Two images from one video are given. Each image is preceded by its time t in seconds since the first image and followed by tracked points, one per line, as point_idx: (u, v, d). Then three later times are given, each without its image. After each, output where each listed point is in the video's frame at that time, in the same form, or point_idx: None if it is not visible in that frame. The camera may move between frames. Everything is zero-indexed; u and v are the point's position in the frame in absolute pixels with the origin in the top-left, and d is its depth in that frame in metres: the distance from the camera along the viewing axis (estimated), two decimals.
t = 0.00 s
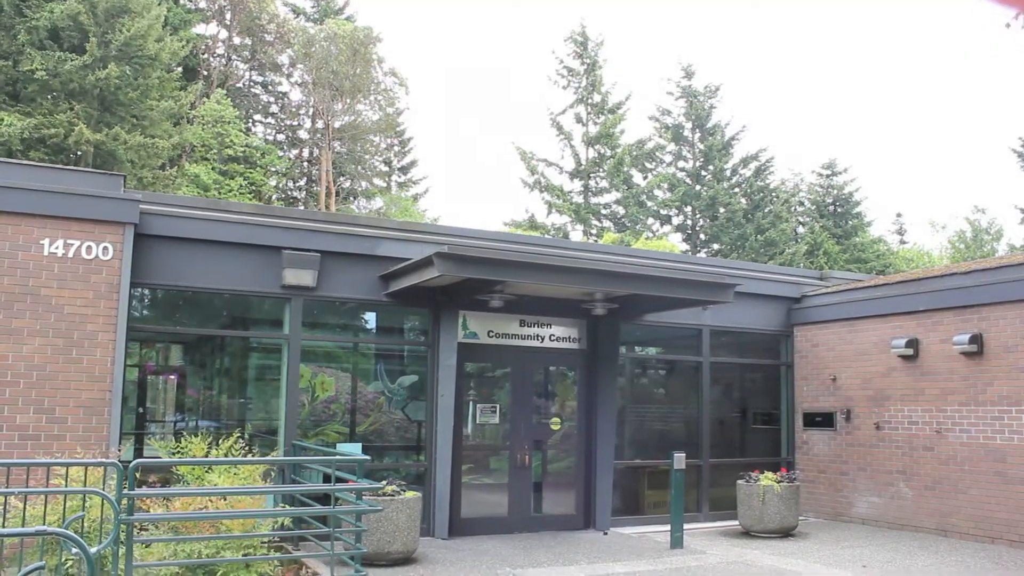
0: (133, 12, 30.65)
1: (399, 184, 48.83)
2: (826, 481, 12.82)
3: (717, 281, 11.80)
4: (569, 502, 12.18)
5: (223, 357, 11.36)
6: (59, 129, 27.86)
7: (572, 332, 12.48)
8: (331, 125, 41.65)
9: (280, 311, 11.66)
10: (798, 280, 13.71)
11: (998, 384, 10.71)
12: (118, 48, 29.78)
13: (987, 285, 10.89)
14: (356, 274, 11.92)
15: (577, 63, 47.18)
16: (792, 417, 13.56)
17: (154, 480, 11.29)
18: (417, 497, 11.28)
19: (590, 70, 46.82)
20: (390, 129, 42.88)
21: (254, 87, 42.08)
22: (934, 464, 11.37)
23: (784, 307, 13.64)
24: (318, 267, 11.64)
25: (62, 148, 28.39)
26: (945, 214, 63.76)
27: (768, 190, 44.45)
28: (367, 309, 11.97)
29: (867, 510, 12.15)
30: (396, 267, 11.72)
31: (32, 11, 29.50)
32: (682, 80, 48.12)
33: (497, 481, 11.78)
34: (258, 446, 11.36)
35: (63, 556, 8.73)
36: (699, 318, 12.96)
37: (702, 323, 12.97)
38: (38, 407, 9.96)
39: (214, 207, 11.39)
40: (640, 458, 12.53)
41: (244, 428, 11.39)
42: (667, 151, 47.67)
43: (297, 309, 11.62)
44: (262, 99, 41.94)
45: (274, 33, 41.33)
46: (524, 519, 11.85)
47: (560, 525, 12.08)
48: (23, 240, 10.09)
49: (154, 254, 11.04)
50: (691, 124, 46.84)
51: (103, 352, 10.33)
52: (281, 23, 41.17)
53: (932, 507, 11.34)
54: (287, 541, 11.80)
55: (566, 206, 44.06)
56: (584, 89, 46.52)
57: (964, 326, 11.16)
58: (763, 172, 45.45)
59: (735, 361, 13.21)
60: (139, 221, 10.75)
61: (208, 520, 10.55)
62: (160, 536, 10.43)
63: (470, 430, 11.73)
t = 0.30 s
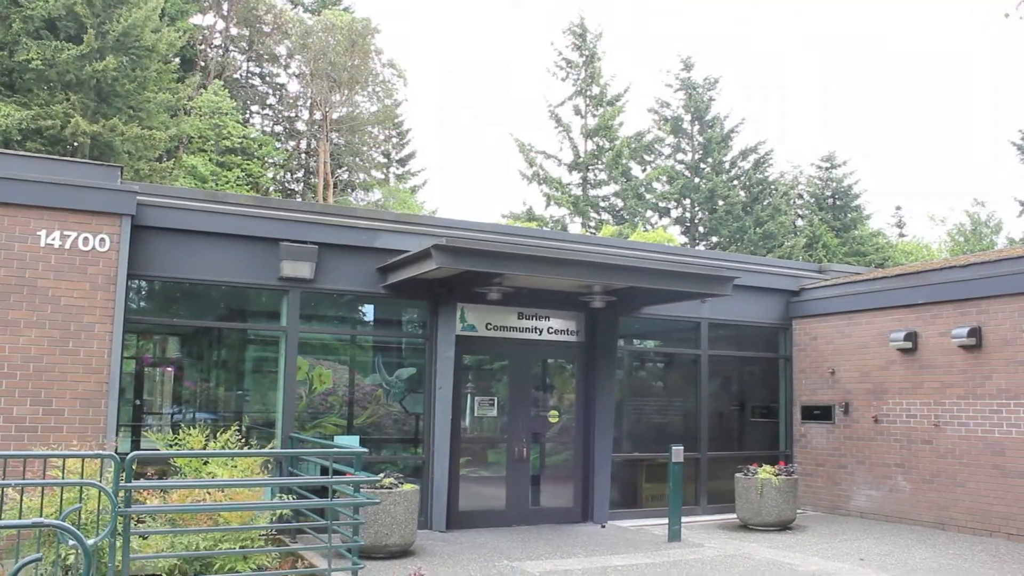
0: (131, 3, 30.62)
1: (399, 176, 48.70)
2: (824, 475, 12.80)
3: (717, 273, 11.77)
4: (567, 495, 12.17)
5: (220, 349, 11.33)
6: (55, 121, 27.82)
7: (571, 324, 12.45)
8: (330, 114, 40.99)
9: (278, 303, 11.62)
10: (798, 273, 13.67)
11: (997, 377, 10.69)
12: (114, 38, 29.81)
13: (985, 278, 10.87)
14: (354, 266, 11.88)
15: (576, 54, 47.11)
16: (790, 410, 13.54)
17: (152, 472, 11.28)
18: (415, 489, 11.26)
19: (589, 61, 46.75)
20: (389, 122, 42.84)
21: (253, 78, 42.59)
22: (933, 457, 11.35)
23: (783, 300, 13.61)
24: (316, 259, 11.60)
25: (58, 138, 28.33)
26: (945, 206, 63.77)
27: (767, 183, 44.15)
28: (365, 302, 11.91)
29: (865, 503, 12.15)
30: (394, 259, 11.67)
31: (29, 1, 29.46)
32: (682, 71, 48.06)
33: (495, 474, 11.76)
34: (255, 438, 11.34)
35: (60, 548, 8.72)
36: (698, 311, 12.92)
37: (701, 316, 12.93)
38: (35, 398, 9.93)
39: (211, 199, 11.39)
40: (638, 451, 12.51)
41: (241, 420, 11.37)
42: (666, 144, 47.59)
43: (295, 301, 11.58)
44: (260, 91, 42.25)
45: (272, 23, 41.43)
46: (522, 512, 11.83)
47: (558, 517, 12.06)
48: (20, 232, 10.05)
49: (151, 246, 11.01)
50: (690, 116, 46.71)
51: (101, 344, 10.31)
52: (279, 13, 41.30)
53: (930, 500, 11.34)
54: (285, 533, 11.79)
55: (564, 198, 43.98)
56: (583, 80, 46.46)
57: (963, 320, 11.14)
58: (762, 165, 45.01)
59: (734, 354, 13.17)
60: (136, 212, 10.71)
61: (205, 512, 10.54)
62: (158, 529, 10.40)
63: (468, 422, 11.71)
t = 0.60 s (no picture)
0: None
1: (393, 167, 48.08)
2: (838, 480, 12.28)
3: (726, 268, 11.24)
4: (569, 500, 11.66)
5: (206, 348, 10.83)
6: (33, 108, 27.22)
7: (573, 322, 11.94)
8: (321, 102, 40.43)
9: (267, 300, 11.12)
10: (810, 269, 13.13)
11: (1019, 377, 10.17)
12: (94, 21, 29.28)
13: (1007, 273, 10.34)
14: (346, 261, 11.33)
15: (578, 41, 46.54)
16: (803, 412, 13.00)
17: (134, 477, 10.78)
18: (410, 494, 10.74)
19: (592, 48, 46.16)
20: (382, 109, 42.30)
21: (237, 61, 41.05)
22: (952, 461, 10.84)
23: (795, 297, 13.08)
24: (307, 254, 11.08)
25: (36, 127, 27.74)
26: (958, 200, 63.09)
27: (778, 174, 44.06)
28: (358, 298, 11.39)
29: (881, 510, 11.63)
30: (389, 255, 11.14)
31: None
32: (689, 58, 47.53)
33: (494, 479, 11.26)
34: (242, 441, 10.84)
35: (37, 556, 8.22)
36: (705, 308, 12.40)
37: (709, 314, 12.40)
38: (10, 400, 9.43)
39: (197, 189, 10.84)
40: (644, 454, 11.99)
41: (228, 422, 10.87)
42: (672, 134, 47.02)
43: (285, 297, 11.06)
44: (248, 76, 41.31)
45: (261, 7, 40.08)
46: (522, 518, 11.32)
47: (560, 524, 11.55)
48: None
49: (134, 240, 10.50)
50: (698, 104, 46.49)
51: (80, 342, 9.80)
52: None
53: (949, 507, 10.82)
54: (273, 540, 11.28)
55: (565, 190, 43.24)
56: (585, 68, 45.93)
57: (984, 317, 10.61)
58: (773, 156, 44.81)
59: (744, 354, 12.66)
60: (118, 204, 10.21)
61: (190, 519, 10.02)
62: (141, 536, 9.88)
63: (465, 424, 11.21)
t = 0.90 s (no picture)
0: None
1: (387, 156, 46.87)
2: (860, 490, 11.54)
3: (741, 264, 10.51)
4: (573, 512, 10.93)
5: (184, 349, 10.10)
6: None
7: (577, 321, 11.21)
8: (308, 87, 37.73)
9: (249, 298, 10.38)
10: (831, 265, 12.35)
11: None
12: None
13: None
14: (335, 256, 10.58)
15: (583, 21, 45.65)
16: (823, 418, 12.24)
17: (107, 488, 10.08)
18: (403, 507, 10.02)
19: (597, 29, 45.24)
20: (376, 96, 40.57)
21: (221, 45, 39.37)
22: (984, 471, 10.11)
23: (815, 294, 12.31)
24: (293, 249, 10.35)
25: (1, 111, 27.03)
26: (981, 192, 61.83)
27: (797, 163, 42.98)
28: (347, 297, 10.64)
29: (907, 523, 10.90)
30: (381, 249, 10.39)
31: None
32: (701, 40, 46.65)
33: (493, 489, 10.55)
34: (223, 448, 10.13)
35: None
36: (719, 307, 11.66)
37: (723, 313, 11.67)
38: None
39: (175, 180, 10.10)
40: (652, 462, 11.27)
41: (207, 429, 10.14)
42: (681, 121, 46.11)
43: (268, 295, 10.33)
44: (228, 57, 39.13)
45: None
46: (522, 532, 10.59)
47: (563, 538, 10.82)
48: None
49: (107, 233, 9.79)
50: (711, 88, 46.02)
51: (49, 344, 9.09)
52: None
53: (981, 520, 10.09)
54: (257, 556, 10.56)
55: (568, 180, 42.17)
56: (591, 50, 45.07)
57: (1018, 317, 9.87)
58: (790, 143, 44.02)
59: (759, 355, 11.92)
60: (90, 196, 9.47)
61: (166, 533, 9.31)
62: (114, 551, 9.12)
63: (462, 431, 10.51)
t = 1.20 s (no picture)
0: None
1: (376, 141, 46.04)
2: (878, 493, 11.02)
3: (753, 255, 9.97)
4: (576, 516, 10.43)
5: (166, 345, 9.58)
6: None
7: (580, 315, 10.68)
8: (295, 67, 36.55)
9: (233, 290, 9.83)
10: (848, 256, 11.77)
11: None
12: None
13: None
14: (324, 246, 10.03)
15: None
16: (839, 418, 11.69)
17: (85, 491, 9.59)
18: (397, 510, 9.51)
19: (602, 6, 44.47)
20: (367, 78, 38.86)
21: (203, 23, 37.86)
22: (1010, 474, 9.59)
23: (831, 286, 11.74)
24: (280, 239, 9.81)
25: None
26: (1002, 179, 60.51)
27: (812, 148, 41.80)
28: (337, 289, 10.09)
29: (927, 527, 10.39)
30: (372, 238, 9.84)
31: None
32: (711, 19, 45.73)
33: (492, 492, 10.05)
34: (209, 449, 9.62)
35: None
36: (730, 300, 11.11)
37: (734, 306, 11.12)
38: None
39: (155, 165, 9.56)
40: (659, 463, 10.76)
41: (191, 429, 9.62)
42: (689, 104, 45.06)
43: (255, 288, 9.80)
44: (210, 36, 37.54)
45: None
46: (522, 536, 10.09)
47: (566, 543, 10.31)
48: None
49: (84, 222, 9.26)
50: (723, 69, 45.02)
51: (22, 339, 8.58)
52: None
53: (1006, 525, 9.58)
54: (243, 562, 10.05)
55: (570, 167, 41.13)
56: (595, 29, 44.32)
57: None
58: (807, 126, 42.68)
59: (772, 351, 11.37)
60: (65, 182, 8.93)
61: (149, 538, 8.81)
62: (92, 557, 8.58)
63: (459, 430, 10.02)
